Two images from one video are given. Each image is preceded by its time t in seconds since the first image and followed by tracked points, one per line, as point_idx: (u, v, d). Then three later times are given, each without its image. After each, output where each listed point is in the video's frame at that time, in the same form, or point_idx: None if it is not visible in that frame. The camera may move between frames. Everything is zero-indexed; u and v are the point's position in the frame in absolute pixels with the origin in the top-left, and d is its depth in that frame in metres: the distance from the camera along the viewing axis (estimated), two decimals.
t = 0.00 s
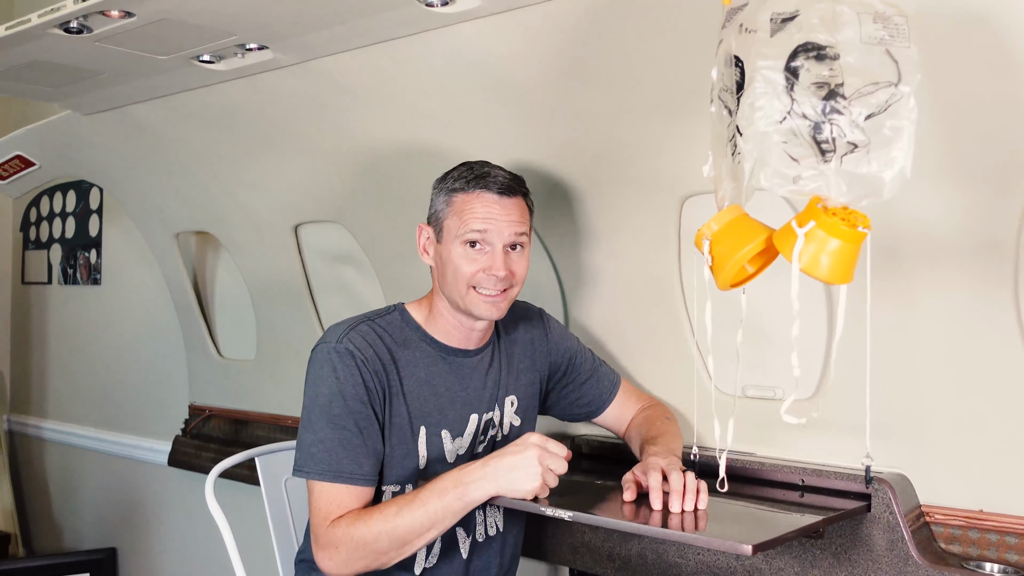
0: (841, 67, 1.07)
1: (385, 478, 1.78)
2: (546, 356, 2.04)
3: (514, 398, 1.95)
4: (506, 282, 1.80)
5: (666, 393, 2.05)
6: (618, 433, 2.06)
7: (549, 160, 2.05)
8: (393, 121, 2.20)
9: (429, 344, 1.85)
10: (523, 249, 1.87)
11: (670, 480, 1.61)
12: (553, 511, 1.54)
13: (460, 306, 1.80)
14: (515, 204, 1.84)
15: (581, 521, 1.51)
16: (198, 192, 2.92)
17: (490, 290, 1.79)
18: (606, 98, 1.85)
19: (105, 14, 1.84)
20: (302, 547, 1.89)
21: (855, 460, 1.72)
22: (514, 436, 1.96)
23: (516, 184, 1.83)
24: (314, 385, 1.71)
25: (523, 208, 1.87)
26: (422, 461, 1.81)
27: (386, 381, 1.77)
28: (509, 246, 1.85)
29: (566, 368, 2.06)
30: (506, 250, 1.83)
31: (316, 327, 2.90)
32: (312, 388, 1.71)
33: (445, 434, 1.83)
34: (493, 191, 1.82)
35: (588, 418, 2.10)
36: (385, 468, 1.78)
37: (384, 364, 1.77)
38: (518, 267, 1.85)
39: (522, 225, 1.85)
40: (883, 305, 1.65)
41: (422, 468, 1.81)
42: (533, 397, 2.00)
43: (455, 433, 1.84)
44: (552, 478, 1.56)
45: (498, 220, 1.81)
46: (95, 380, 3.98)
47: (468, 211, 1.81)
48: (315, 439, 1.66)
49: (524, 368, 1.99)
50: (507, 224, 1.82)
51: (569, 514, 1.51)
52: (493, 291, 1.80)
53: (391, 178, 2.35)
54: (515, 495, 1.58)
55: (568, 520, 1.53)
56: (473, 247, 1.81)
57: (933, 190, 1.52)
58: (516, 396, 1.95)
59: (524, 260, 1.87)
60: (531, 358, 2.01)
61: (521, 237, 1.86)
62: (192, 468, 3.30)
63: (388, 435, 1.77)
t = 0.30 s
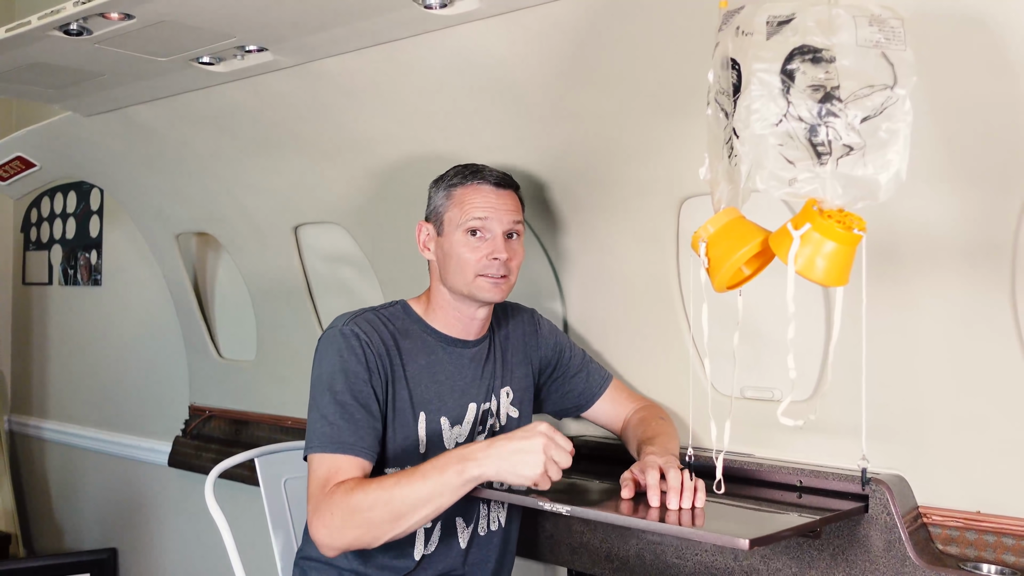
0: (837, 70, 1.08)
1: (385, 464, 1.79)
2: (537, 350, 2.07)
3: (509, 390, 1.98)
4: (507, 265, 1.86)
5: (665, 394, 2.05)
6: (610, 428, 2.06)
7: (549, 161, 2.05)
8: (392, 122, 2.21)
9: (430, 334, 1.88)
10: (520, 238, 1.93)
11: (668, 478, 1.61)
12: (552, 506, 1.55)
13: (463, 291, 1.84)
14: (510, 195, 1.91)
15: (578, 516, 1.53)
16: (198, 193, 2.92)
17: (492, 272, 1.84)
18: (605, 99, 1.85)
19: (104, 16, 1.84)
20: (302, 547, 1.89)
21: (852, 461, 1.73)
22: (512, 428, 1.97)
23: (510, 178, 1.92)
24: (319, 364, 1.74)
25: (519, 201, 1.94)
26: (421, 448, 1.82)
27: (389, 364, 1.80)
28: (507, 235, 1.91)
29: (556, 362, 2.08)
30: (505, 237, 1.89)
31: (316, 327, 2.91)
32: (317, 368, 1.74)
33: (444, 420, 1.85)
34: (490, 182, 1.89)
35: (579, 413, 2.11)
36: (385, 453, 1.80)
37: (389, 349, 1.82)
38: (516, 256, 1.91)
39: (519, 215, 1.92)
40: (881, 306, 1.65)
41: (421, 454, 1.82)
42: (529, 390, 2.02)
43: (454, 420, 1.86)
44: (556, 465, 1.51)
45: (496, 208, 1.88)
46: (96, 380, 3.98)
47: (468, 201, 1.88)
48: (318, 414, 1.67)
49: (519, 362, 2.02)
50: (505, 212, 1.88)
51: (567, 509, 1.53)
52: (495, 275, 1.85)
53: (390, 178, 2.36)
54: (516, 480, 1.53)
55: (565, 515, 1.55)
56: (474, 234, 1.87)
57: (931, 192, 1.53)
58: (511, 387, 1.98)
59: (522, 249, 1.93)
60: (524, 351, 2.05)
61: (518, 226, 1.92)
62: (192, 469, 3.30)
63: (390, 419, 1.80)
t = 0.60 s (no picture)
0: (833, 74, 1.08)
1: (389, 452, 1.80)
2: (533, 347, 2.08)
3: (504, 383, 1.99)
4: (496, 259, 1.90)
5: (663, 395, 2.05)
6: (606, 424, 2.05)
7: (547, 162, 2.05)
8: (391, 124, 2.21)
9: (427, 328, 1.90)
10: (505, 232, 1.96)
11: (668, 478, 1.62)
12: (551, 506, 1.55)
13: (458, 287, 1.87)
14: (493, 191, 1.95)
15: (576, 516, 1.53)
16: (198, 194, 2.93)
17: (483, 267, 1.88)
18: (603, 101, 1.86)
19: (104, 19, 1.85)
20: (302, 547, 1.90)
21: (850, 463, 1.73)
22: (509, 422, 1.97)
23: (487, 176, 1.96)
24: (324, 350, 1.75)
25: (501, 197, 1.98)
26: (420, 435, 1.83)
27: (391, 350, 1.82)
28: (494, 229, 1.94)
29: (552, 359, 2.09)
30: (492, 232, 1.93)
31: (316, 328, 2.91)
32: (322, 354, 1.75)
33: (441, 410, 1.85)
34: (471, 180, 1.93)
35: (575, 409, 2.10)
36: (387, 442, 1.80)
37: (391, 336, 1.84)
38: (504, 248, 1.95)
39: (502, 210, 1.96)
40: (879, 307, 1.65)
41: (419, 442, 1.82)
42: (525, 386, 2.04)
43: (451, 411, 1.87)
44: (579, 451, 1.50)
45: (483, 203, 1.91)
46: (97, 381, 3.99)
47: (452, 200, 1.91)
48: (327, 396, 1.68)
49: (514, 357, 2.03)
50: (489, 207, 1.92)
51: (565, 510, 1.53)
52: (486, 269, 1.89)
53: (390, 180, 2.36)
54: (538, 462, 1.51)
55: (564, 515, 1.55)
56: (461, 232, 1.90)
57: (929, 194, 1.53)
58: (506, 380, 1.99)
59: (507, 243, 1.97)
60: (520, 346, 2.06)
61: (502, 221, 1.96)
62: (193, 469, 3.31)
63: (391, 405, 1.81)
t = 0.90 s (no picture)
0: (838, 73, 1.08)
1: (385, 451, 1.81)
2: (531, 348, 2.08)
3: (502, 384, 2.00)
4: (495, 262, 1.88)
5: (666, 395, 2.05)
6: (609, 425, 2.05)
7: (550, 162, 2.05)
8: (394, 124, 2.21)
9: (420, 327, 1.90)
10: (513, 240, 1.95)
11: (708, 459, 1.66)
12: (554, 504, 1.55)
13: (452, 282, 1.87)
14: (508, 196, 1.95)
15: (580, 514, 1.53)
16: (200, 193, 2.93)
17: (481, 265, 1.86)
18: (606, 102, 1.86)
19: (108, 18, 1.85)
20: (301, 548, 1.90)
21: (855, 463, 1.73)
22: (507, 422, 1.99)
23: (508, 180, 1.95)
24: (313, 356, 1.74)
25: (516, 204, 1.98)
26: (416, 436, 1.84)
27: (381, 352, 1.82)
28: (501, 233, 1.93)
29: (550, 360, 2.09)
30: (498, 235, 1.92)
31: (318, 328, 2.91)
32: (312, 360, 1.74)
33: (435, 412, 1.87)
34: (489, 181, 1.94)
35: (575, 408, 2.11)
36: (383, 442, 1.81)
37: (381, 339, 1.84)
38: (508, 255, 1.93)
39: (514, 217, 1.95)
40: (883, 307, 1.65)
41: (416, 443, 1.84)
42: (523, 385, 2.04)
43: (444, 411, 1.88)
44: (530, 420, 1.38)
45: (493, 206, 1.91)
46: (98, 380, 3.99)
47: (467, 196, 1.92)
48: (319, 404, 1.67)
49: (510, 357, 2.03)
50: (502, 210, 1.92)
51: (570, 508, 1.53)
52: (483, 268, 1.87)
53: (392, 180, 2.36)
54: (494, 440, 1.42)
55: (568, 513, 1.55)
56: (468, 228, 1.91)
57: (931, 195, 1.53)
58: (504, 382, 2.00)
59: (513, 250, 1.95)
60: (517, 346, 2.06)
61: (512, 227, 1.95)
62: (194, 469, 3.30)
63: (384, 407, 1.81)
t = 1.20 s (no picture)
0: (845, 74, 1.08)
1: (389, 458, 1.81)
2: (540, 351, 2.07)
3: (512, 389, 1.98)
4: (512, 275, 1.86)
5: (669, 395, 2.05)
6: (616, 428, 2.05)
7: (553, 163, 2.05)
8: (397, 125, 2.21)
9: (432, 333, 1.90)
10: (529, 249, 1.93)
11: (705, 471, 1.63)
12: (559, 506, 1.55)
13: (467, 295, 1.85)
14: (525, 206, 1.92)
15: (585, 516, 1.53)
16: (202, 193, 2.92)
17: (498, 279, 1.84)
18: (609, 102, 1.86)
19: (110, 19, 1.84)
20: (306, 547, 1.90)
21: (860, 465, 1.73)
22: (514, 427, 1.99)
23: (526, 189, 1.93)
24: (319, 362, 1.73)
25: (532, 212, 1.95)
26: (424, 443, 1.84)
27: (390, 361, 1.81)
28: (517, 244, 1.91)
29: (559, 363, 2.08)
30: (515, 247, 1.90)
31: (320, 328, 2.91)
32: (319, 365, 1.73)
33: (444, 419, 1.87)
34: (507, 190, 1.91)
35: (583, 411, 2.11)
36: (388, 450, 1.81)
37: (389, 346, 1.82)
38: (525, 266, 1.92)
39: (531, 227, 1.93)
40: (886, 308, 1.65)
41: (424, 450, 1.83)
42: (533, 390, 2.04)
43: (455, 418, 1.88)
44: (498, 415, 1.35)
45: (510, 218, 1.88)
46: (99, 381, 3.99)
47: (483, 207, 1.89)
48: (321, 411, 1.66)
49: (520, 362, 2.02)
50: (519, 221, 1.89)
51: (574, 510, 1.53)
52: (500, 281, 1.85)
53: (395, 180, 2.36)
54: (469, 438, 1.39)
55: (573, 515, 1.55)
56: (484, 240, 1.88)
57: (935, 196, 1.53)
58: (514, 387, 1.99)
59: (530, 260, 1.94)
60: (526, 349, 2.05)
61: (529, 238, 1.93)
62: (196, 469, 3.30)
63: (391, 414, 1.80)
